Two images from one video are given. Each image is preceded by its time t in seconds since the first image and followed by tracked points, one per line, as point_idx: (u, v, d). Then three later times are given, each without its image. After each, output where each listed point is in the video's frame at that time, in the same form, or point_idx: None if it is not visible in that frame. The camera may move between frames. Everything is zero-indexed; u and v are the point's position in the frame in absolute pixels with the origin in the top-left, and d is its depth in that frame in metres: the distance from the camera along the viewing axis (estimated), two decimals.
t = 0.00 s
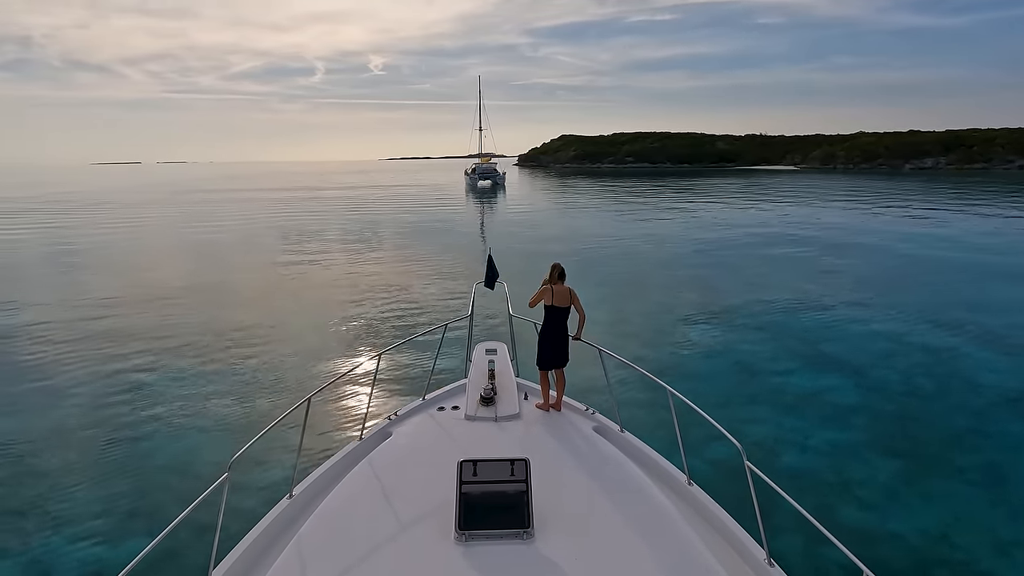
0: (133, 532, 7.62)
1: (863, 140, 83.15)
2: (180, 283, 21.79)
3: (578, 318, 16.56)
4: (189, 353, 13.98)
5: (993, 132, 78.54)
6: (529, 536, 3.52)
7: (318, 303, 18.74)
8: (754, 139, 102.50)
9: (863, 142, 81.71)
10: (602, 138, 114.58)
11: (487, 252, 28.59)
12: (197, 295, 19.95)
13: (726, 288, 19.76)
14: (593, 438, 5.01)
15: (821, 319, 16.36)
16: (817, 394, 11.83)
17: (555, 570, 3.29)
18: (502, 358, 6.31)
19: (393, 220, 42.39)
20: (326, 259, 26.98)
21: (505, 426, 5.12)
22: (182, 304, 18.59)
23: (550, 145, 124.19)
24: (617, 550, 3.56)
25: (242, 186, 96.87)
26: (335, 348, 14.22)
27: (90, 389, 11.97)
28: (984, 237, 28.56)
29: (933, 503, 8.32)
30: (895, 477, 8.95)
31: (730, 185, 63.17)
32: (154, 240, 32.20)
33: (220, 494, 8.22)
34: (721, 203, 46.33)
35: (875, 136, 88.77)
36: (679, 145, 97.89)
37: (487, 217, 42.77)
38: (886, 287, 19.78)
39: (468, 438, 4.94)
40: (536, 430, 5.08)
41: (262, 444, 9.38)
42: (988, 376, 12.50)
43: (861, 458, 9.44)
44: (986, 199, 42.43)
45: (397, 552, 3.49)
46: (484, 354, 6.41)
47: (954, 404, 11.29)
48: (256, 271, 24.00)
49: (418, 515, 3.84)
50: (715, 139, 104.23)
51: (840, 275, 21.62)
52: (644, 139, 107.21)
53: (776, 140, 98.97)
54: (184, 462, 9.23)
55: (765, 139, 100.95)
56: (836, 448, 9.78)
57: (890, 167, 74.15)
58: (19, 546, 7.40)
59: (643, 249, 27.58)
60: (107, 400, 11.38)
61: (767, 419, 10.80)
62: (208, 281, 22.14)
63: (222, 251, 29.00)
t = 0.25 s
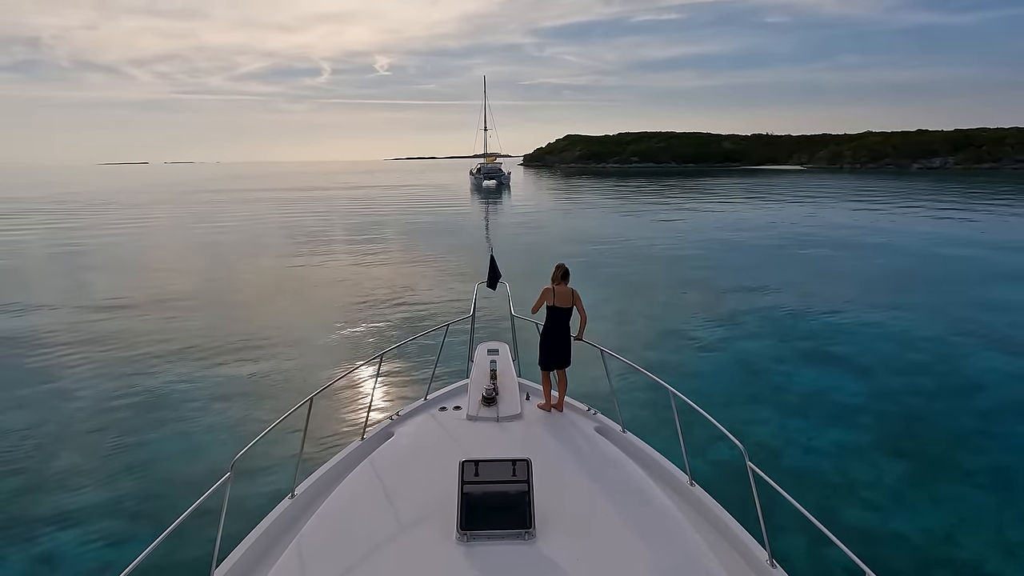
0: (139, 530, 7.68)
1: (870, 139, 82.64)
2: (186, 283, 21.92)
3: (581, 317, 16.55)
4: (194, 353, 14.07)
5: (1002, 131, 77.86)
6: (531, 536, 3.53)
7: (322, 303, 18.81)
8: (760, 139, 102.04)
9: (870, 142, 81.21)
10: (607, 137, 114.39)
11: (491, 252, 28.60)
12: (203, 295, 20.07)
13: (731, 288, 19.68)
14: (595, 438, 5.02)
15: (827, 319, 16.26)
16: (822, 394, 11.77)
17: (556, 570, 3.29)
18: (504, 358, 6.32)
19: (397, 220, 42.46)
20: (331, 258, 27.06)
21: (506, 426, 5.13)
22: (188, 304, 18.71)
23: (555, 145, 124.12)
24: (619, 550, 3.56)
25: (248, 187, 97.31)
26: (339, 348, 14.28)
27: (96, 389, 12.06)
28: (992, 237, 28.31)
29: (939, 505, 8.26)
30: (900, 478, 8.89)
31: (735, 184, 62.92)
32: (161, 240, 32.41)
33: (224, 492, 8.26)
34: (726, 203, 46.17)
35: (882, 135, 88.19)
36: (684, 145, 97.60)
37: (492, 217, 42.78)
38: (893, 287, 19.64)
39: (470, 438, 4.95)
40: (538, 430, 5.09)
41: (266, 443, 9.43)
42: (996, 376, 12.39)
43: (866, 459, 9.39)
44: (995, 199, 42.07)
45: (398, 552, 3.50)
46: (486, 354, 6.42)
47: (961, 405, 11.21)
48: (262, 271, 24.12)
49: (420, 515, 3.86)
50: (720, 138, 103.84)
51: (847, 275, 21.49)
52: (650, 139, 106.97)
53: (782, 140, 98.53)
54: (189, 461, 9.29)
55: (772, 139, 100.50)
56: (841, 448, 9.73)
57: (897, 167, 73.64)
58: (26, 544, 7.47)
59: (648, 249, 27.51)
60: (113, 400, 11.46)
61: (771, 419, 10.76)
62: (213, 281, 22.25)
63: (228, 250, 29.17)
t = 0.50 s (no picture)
0: (145, 529, 7.75)
1: (878, 139, 82.09)
2: (193, 282, 22.08)
3: (586, 317, 16.54)
4: (201, 352, 14.16)
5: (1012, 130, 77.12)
6: (533, 536, 3.52)
7: (327, 302, 18.89)
8: (766, 139, 101.66)
9: (878, 141, 80.68)
10: (612, 137, 114.24)
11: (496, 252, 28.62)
12: (210, 295, 20.19)
13: (736, 289, 19.62)
14: (596, 438, 5.03)
15: (833, 319, 16.18)
16: (827, 395, 11.71)
17: (558, 570, 3.29)
18: (506, 358, 6.32)
19: (403, 220, 42.56)
20: (336, 258, 27.17)
21: (508, 426, 5.14)
22: (194, 304, 18.84)
23: (560, 145, 124.04)
24: (621, 550, 3.56)
25: (255, 187, 97.87)
26: (344, 348, 14.35)
27: (103, 388, 12.16)
28: (1001, 237, 28.07)
29: (945, 508, 8.19)
30: (906, 480, 8.84)
31: (741, 184, 62.69)
32: (168, 240, 32.65)
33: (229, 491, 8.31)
34: (732, 202, 46.04)
35: (890, 134, 87.59)
36: (690, 145, 97.30)
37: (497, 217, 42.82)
38: (901, 288, 19.51)
39: (471, 438, 4.96)
40: (541, 430, 5.09)
41: (271, 442, 9.48)
42: (1005, 378, 12.28)
43: (871, 461, 9.33)
44: (1005, 199, 41.68)
45: (399, 552, 3.50)
46: (488, 353, 6.42)
47: (968, 407, 11.13)
48: (268, 270, 24.26)
49: (422, 514, 3.86)
50: (727, 138, 103.44)
51: (853, 275, 21.37)
52: (656, 138, 106.71)
53: (789, 139, 98.05)
54: (194, 461, 9.35)
55: (778, 139, 100.03)
56: (846, 450, 9.67)
57: (905, 166, 73.13)
58: (33, 542, 7.54)
59: (653, 249, 27.47)
60: (120, 400, 11.55)
61: (775, 420, 10.72)
62: (219, 280, 22.40)
63: (235, 250, 29.35)
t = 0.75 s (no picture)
0: (150, 524, 7.79)
1: (885, 138, 81.62)
2: (199, 282, 22.18)
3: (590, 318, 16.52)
4: (207, 352, 14.25)
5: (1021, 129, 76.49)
6: (535, 536, 3.53)
7: (332, 302, 18.94)
8: (773, 138, 101.26)
9: (885, 141, 80.20)
10: (617, 137, 114.08)
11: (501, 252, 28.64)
12: (217, 294, 20.30)
13: (741, 289, 19.56)
14: (598, 438, 5.03)
15: (838, 320, 16.10)
16: (832, 395, 11.64)
17: (559, 570, 3.29)
18: (509, 358, 6.32)
19: (408, 220, 42.63)
20: (341, 258, 27.25)
21: (511, 426, 5.14)
22: (200, 303, 18.95)
23: (565, 145, 123.93)
24: (623, 550, 3.55)
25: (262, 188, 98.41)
26: (348, 347, 14.40)
27: (110, 386, 12.25)
28: (1009, 237, 27.86)
29: (951, 509, 8.13)
30: (911, 481, 8.77)
31: (747, 184, 62.47)
32: (176, 240, 32.86)
33: (234, 487, 8.35)
34: (738, 202, 45.88)
35: (897, 134, 87.06)
36: (695, 144, 97.02)
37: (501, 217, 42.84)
38: (907, 288, 19.40)
39: (473, 438, 4.96)
40: (543, 430, 5.09)
41: (276, 441, 9.52)
42: (1013, 379, 12.18)
43: (876, 462, 9.28)
44: (1013, 199, 41.35)
45: (401, 552, 3.51)
46: (490, 353, 6.42)
47: (975, 408, 11.03)
48: (274, 270, 24.37)
49: (424, 514, 3.87)
50: (732, 138, 103.09)
51: (859, 275, 21.25)
52: (661, 138, 106.45)
53: (795, 139, 97.61)
54: (199, 459, 9.41)
55: (784, 138, 99.62)
56: (851, 451, 9.62)
57: (913, 166, 72.66)
58: (41, 538, 7.61)
59: (658, 249, 27.42)
60: (127, 398, 11.64)
61: (780, 420, 10.68)
62: (225, 280, 22.50)
63: (241, 250, 29.52)
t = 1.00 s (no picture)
0: (155, 521, 7.86)
1: (892, 138, 81.17)
2: (205, 282, 22.33)
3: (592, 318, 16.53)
4: (212, 351, 14.35)
5: None
6: (537, 536, 3.53)
7: (336, 301, 19.04)
8: (779, 138, 100.81)
9: (891, 141, 79.75)
10: (622, 138, 113.96)
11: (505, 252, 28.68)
12: (223, 293, 20.43)
13: (746, 289, 19.51)
14: (600, 438, 5.02)
15: (843, 321, 16.04)
16: (836, 396, 11.59)
17: (561, 570, 3.29)
18: (511, 357, 6.32)
19: (412, 220, 42.74)
20: (346, 258, 27.36)
21: (513, 426, 5.14)
22: (205, 303, 19.09)
23: (570, 145, 123.88)
24: (625, 550, 3.55)
25: (268, 188, 98.79)
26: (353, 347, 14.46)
27: (117, 384, 12.34)
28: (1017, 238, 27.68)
29: (955, 511, 8.07)
30: (915, 483, 8.72)
31: (752, 184, 62.29)
32: (182, 239, 33.09)
33: (237, 485, 8.40)
34: (743, 203, 45.73)
35: (904, 133, 86.57)
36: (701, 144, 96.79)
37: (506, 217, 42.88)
38: (913, 289, 19.29)
39: (475, 438, 4.96)
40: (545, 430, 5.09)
41: (279, 440, 9.56)
42: (1020, 381, 12.08)
43: (880, 463, 9.23)
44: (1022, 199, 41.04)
45: (403, 551, 3.51)
46: (492, 353, 6.43)
47: (980, 409, 10.95)
48: (279, 270, 24.51)
49: (426, 513, 3.88)
50: (738, 138, 102.78)
51: (865, 276, 21.16)
52: (666, 138, 106.23)
53: (801, 139, 97.22)
54: (203, 457, 9.47)
55: (790, 139, 99.24)
56: (855, 452, 9.57)
57: (920, 166, 72.24)
58: (47, 534, 7.68)
59: (662, 249, 27.38)
60: (133, 396, 11.74)
61: (783, 421, 10.65)
62: (230, 280, 22.63)
63: (247, 249, 29.69)
